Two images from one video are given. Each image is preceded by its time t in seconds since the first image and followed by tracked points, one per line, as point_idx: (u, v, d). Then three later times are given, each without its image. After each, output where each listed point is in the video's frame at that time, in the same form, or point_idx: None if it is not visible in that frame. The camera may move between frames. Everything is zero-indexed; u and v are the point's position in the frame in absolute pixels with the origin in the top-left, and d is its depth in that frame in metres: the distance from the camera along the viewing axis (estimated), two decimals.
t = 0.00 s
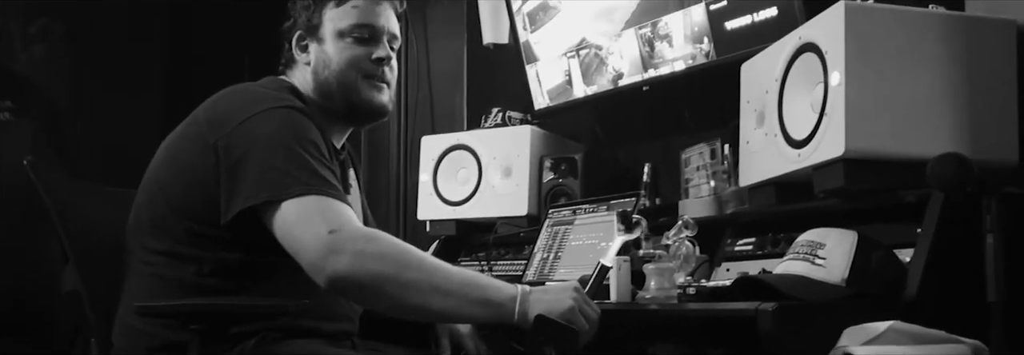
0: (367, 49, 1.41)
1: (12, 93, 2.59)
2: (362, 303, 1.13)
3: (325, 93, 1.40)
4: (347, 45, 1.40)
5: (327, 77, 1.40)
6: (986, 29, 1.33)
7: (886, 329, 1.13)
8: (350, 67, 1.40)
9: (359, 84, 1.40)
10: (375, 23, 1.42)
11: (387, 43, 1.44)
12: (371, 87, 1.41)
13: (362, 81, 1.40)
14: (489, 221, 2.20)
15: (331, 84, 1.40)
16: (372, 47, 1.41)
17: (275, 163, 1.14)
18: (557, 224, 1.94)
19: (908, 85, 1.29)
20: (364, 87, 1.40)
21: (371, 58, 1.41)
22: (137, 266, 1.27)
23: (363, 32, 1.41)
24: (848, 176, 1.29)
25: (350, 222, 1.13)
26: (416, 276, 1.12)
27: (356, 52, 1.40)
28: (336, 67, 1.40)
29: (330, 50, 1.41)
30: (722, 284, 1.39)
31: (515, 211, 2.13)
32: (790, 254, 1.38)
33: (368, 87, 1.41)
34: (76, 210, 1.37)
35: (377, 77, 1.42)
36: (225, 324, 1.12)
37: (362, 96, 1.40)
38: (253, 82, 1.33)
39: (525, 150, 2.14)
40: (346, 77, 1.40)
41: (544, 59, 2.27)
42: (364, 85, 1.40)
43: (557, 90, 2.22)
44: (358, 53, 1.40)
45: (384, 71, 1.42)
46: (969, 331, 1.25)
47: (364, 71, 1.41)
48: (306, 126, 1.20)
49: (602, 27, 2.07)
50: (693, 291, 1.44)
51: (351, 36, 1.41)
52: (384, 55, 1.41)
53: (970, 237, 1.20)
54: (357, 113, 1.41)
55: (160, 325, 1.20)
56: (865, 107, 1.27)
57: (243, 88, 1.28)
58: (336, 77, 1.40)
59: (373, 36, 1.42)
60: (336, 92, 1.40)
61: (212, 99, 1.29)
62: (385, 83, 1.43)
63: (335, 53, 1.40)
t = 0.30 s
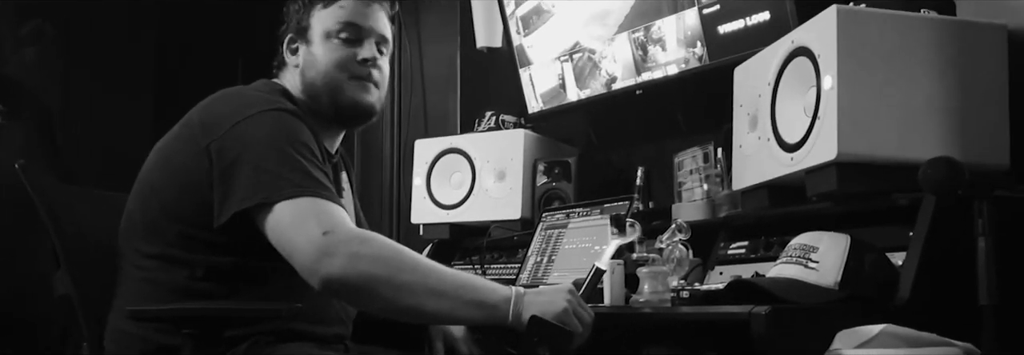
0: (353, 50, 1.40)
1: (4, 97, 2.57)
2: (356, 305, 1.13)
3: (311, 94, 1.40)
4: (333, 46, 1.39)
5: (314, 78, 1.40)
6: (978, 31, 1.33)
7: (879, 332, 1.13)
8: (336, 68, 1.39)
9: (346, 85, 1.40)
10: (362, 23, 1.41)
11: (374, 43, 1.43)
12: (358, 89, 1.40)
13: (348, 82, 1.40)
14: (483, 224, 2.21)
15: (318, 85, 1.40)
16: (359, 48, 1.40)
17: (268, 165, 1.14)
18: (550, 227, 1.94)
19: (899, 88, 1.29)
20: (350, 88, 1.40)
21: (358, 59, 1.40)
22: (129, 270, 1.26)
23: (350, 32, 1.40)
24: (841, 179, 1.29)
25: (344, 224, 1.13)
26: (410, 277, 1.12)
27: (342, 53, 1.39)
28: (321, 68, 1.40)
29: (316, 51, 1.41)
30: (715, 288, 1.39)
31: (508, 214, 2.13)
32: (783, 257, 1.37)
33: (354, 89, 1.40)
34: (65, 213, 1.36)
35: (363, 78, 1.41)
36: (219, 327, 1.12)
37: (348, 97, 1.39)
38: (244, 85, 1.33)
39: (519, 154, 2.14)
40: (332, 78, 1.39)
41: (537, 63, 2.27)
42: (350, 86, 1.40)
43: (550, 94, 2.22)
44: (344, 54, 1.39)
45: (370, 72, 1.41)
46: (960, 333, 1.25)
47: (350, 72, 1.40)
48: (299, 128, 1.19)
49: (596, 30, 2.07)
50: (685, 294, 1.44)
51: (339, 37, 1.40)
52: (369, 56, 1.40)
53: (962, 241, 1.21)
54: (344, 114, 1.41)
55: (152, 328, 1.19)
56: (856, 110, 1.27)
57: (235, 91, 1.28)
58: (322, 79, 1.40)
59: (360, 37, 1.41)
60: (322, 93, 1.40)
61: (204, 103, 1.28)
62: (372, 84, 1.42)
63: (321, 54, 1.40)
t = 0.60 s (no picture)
0: (328, 52, 1.39)
1: None
2: (350, 304, 1.13)
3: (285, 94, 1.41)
4: (311, 48, 1.40)
5: (290, 79, 1.40)
6: (970, 33, 1.34)
7: (873, 335, 1.13)
8: (310, 70, 1.38)
9: (313, 87, 1.38)
10: (342, 27, 1.41)
11: (351, 47, 1.41)
12: (327, 92, 1.38)
13: (316, 84, 1.38)
14: (479, 227, 2.21)
15: (292, 87, 1.40)
16: (334, 51, 1.40)
17: (259, 165, 1.13)
18: (546, 230, 1.94)
19: (891, 89, 1.30)
20: (320, 91, 1.38)
21: (331, 61, 1.39)
22: (124, 272, 1.26)
23: (329, 35, 1.41)
24: (835, 181, 1.30)
25: (337, 223, 1.13)
26: (403, 277, 1.12)
27: (319, 55, 1.39)
28: (296, 70, 1.40)
29: (296, 53, 1.41)
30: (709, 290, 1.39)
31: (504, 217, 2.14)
32: (777, 260, 1.37)
33: (321, 91, 1.38)
34: (59, 215, 1.36)
35: (336, 81, 1.39)
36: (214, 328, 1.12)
37: (314, 100, 1.37)
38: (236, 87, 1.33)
39: (514, 156, 2.14)
40: (304, 79, 1.38)
41: (532, 66, 2.28)
42: (320, 88, 1.38)
43: (545, 97, 2.22)
44: (319, 55, 1.39)
45: (344, 74, 1.39)
46: (954, 334, 1.26)
47: (320, 74, 1.38)
48: (291, 128, 1.19)
49: (591, 33, 2.07)
50: (681, 297, 1.44)
51: (319, 40, 1.41)
52: (339, 59, 1.38)
53: (956, 242, 1.22)
54: (314, 118, 1.39)
55: (146, 330, 1.19)
56: (849, 111, 1.28)
57: (227, 92, 1.28)
58: (297, 81, 1.39)
59: (338, 40, 1.41)
60: (294, 94, 1.39)
61: (197, 105, 1.28)
62: (344, 88, 1.39)
63: (297, 55, 1.41)
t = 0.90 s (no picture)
0: (329, 55, 1.40)
1: None
2: (350, 305, 1.12)
3: (286, 97, 1.41)
4: (313, 51, 1.40)
5: (292, 82, 1.40)
6: (968, 36, 1.34)
7: (872, 336, 1.13)
8: (312, 73, 1.39)
9: (316, 91, 1.38)
10: (344, 31, 1.42)
11: (352, 51, 1.42)
12: (328, 95, 1.38)
13: (318, 87, 1.38)
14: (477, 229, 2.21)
15: (294, 90, 1.39)
16: (336, 54, 1.40)
17: (259, 167, 1.13)
18: (544, 232, 1.94)
19: (890, 90, 1.30)
20: (321, 95, 1.38)
21: (333, 65, 1.39)
22: (122, 273, 1.26)
23: (330, 39, 1.41)
24: (833, 183, 1.30)
25: (336, 225, 1.13)
26: (403, 278, 1.11)
27: (320, 58, 1.39)
28: (297, 73, 1.40)
29: (297, 56, 1.42)
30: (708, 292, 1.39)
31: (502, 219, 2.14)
32: (776, 262, 1.37)
33: (323, 95, 1.38)
34: (57, 217, 1.36)
35: (337, 84, 1.39)
36: (213, 330, 1.12)
37: (316, 104, 1.37)
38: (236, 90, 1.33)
39: (512, 158, 2.15)
40: (306, 82, 1.38)
41: (530, 68, 2.28)
42: (321, 91, 1.38)
43: (544, 99, 2.22)
44: (320, 58, 1.39)
45: (346, 77, 1.39)
46: (953, 336, 1.26)
47: (322, 77, 1.38)
48: (290, 130, 1.19)
49: (589, 35, 2.08)
50: (679, 298, 1.44)
51: (320, 43, 1.41)
52: (341, 62, 1.38)
53: (954, 244, 1.22)
54: (316, 122, 1.38)
55: (145, 332, 1.19)
56: (847, 113, 1.28)
57: (227, 94, 1.28)
58: (299, 84, 1.39)
59: (340, 43, 1.41)
60: (295, 97, 1.39)
61: (197, 108, 1.28)
62: (345, 91, 1.39)
63: (299, 58, 1.41)
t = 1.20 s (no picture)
0: (331, 57, 1.40)
1: None
2: (353, 309, 1.13)
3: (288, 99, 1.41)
4: (314, 53, 1.40)
5: (293, 84, 1.40)
6: (969, 39, 1.34)
7: (872, 338, 1.13)
8: (314, 75, 1.39)
9: (317, 92, 1.38)
10: (346, 32, 1.42)
11: (354, 52, 1.42)
12: (330, 98, 1.38)
13: (320, 89, 1.38)
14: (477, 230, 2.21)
15: (295, 92, 1.40)
16: (338, 56, 1.40)
17: (261, 170, 1.14)
18: (545, 233, 1.94)
19: (891, 93, 1.30)
20: (323, 97, 1.38)
21: (335, 66, 1.40)
22: (123, 275, 1.26)
23: (332, 40, 1.41)
24: (834, 185, 1.30)
25: (339, 228, 1.13)
26: (406, 281, 1.12)
27: (322, 59, 1.40)
28: (298, 74, 1.40)
29: (299, 57, 1.42)
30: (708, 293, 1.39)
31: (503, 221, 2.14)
32: (776, 263, 1.37)
33: (325, 97, 1.38)
34: (59, 218, 1.36)
35: (338, 86, 1.39)
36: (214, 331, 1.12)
37: (317, 106, 1.37)
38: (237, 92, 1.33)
39: (513, 160, 2.15)
40: (308, 84, 1.39)
41: (531, 69, 2.28)
42: (322, 93, 1.38)
43: (545, 100, 2.23)
44: (322, 60, 1.39)
45: (348, 79, 1.39)
46: (953, 337, 1.26)
47: (324, 79, 1.39)
48: (293, 133, 1.20)
49: (590, 36, 2.08)
50: (679, 300, 1.45)
51: (322, 45, 1.41)
52: (343, 64, 1.39)
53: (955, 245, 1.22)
54: (318, 124, 1.39)
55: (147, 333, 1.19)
56: (849, 116, 1.28)
57: (229, 97, 1.28)
58: (300, 85, 1.39)
59: (342, 45, 1.41)
60: (297, 99, 1.39)
61: (199, 109, 1.28)
62: (346, 93, 1.39)
63: (301, 59, 1.41)
